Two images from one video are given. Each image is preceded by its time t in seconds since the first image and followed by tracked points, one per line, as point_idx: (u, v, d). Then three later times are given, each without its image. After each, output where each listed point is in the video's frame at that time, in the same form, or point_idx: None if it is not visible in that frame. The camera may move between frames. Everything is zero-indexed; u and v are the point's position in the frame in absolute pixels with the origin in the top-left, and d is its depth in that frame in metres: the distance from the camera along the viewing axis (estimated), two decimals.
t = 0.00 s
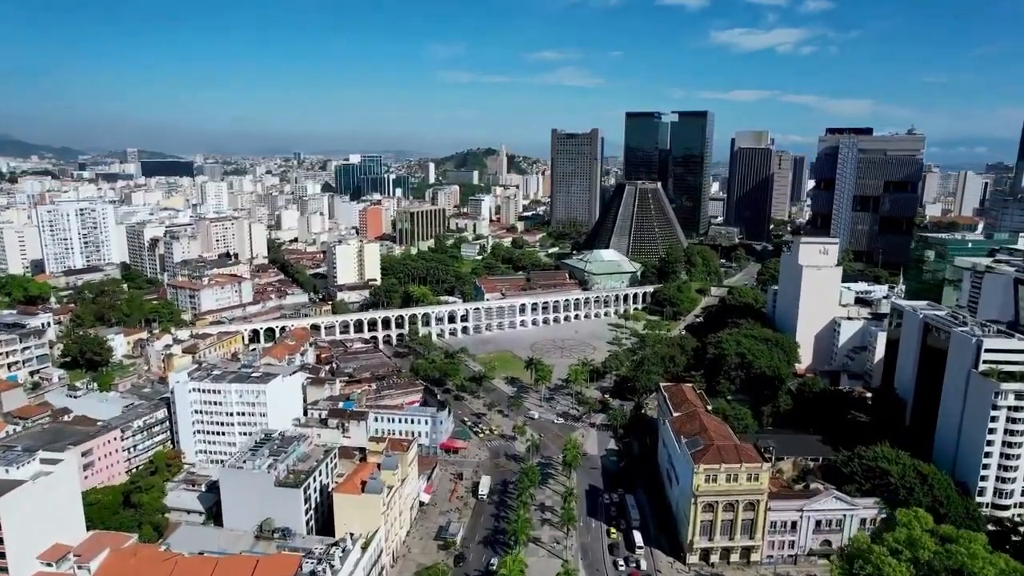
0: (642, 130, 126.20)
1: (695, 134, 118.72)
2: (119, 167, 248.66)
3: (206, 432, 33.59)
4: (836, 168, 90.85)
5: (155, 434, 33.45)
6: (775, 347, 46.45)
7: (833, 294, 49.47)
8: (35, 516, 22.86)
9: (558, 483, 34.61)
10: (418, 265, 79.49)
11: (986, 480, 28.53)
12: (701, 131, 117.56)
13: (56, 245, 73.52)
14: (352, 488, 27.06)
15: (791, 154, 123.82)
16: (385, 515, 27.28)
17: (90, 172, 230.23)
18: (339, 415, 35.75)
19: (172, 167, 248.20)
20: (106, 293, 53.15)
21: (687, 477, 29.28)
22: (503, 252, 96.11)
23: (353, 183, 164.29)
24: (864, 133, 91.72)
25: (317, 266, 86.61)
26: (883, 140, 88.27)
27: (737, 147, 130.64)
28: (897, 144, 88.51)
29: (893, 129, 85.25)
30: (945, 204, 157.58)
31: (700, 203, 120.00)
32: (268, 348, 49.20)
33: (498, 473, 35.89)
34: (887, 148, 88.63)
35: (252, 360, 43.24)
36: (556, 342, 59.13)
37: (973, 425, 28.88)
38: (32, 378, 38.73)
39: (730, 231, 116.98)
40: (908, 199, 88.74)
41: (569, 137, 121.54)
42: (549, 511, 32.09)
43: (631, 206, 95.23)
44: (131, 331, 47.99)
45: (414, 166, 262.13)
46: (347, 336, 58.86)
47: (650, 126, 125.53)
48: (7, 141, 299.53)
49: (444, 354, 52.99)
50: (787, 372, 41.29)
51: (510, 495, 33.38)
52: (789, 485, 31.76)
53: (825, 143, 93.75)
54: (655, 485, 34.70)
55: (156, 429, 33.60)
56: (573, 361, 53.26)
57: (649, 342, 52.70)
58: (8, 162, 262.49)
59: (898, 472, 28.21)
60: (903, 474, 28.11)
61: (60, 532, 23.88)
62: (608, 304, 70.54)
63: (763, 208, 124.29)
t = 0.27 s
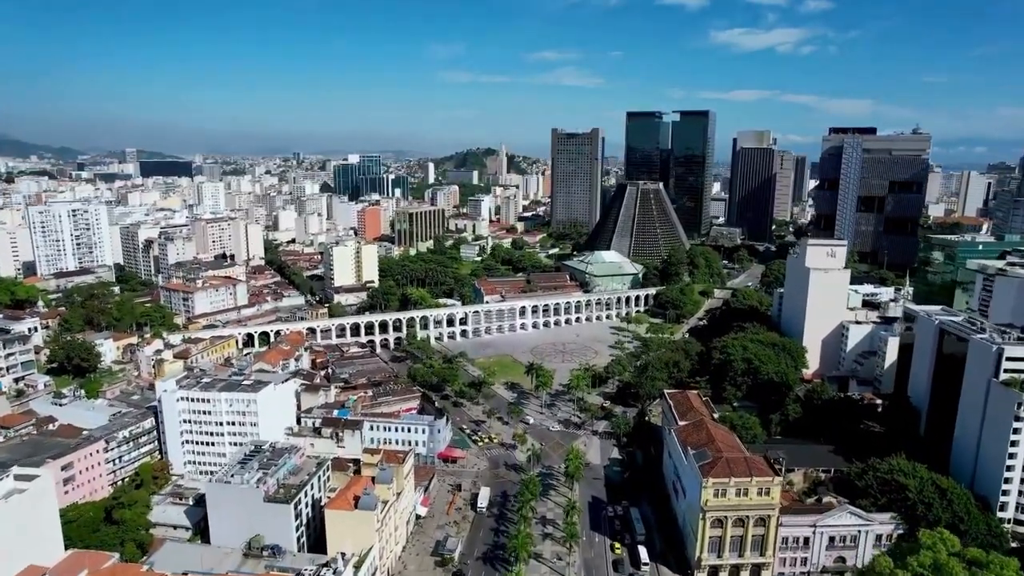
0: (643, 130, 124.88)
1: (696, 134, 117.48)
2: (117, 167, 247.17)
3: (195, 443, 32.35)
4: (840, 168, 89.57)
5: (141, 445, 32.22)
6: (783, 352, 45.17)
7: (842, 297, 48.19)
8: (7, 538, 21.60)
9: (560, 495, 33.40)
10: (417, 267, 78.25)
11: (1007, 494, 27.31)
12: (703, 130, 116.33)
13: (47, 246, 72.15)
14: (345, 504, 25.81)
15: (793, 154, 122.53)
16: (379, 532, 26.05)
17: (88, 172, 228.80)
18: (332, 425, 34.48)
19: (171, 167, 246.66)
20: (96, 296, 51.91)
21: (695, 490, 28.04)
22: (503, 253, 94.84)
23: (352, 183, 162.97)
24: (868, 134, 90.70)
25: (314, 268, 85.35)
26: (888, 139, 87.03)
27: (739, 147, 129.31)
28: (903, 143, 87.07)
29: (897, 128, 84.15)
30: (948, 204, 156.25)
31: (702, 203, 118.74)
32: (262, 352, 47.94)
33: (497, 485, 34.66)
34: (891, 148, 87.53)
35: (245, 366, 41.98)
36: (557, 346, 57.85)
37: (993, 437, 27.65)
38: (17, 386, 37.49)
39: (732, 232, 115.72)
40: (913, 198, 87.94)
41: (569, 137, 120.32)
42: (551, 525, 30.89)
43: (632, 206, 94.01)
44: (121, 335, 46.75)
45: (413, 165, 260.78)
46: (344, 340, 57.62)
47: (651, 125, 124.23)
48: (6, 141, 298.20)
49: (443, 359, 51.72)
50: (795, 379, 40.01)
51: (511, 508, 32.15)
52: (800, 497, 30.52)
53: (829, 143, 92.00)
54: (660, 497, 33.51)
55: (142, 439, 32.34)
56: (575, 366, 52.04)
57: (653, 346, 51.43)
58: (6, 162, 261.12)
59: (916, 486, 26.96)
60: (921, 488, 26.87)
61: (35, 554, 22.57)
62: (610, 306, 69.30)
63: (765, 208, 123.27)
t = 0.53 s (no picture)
0: (644, 130, 123.61)
1: (698, 133, 116.45)
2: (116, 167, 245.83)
3: (184, 453, 31.21)
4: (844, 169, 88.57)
5: (128, 455, 31.09)
6: (789, 357, 44.04)
7: (849, 301, 47.06)
8: None
9: (562, 507, 32.28)
10: (415, 269, 77.13)
11: None
12: (704, 130, 115.32)
13: (40, 247, 71.02)
14: (339, 519, 24.68)
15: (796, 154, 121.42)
16: (374, 548, 24.92)
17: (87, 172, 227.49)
18: (326, 433, 33.33)
19: (169, 167, 245.31)
20: (87, 299, 50.78)
21: (702, 504, 26.92)
22: (503, 254, 93.69)
23: (351, 183, 161.77)
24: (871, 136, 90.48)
25: (312, 269, 84.23)
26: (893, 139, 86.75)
27: (740, 147, 128.20)
28: (908, 143, 86.52)
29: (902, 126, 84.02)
30: (951, 204, 155.22)
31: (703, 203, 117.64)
32: (256, 357, 46.83)
33: (497, 495, 33.55)
34: (897, 148, 87.06)
35: (237, 371, 40.85)
36: (558, 350, 56.72)
37: (1013, 449, 26.52)
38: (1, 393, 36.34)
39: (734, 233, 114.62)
40: (918, 199, 86.89)
41: (569, 136, 119.25)
42: (553, 539, 29.77)
43: (634, 207, 92.91)
44: (111, 340, 45.59)
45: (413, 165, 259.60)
46: (341, 343, 56.50)
47: (652, 125, 123.08)
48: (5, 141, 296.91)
49: (441, 364, 50.60)
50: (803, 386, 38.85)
51: (511, 521, 31.05)
52: (812, 511, 29.42)
53: (832, 144, 91.14)
54: (665, 508, 32.38)
55: (129, 449, 31.21)
56: (576, 370, 50.94)
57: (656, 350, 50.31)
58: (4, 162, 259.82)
59: (934, 500, 25.82)
60: (939, 502, 25.73)
61: None
62: (611, 309, 68.17)
63: (767, 209, 122.16)
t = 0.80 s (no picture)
0: (645, 130, 121.77)
1: (700, 133, 115.19)
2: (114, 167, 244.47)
3: (169, 466, 29.82)
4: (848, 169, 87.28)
5: (110, 469, 29.72)
6: (799, 364, 42.64)
7: (860, 305, 45.64)
8: None
9: (564, 523, 30.92)
10: (413, 271, 75.76)
11: None
12: (706, 129, 114.12)
13: (30, 249, 69.63)
14: (329, 542, 23.29)
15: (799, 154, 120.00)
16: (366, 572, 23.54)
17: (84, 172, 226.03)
18: (318, 445, 31.89)
19: (168, 167, 243.95)
20: (75, 303, 49.42)
21: (713, 523, 25.54)
22: (503, 255, 92.34)
23: (349, 183, 160.42)
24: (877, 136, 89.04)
25: (308, 271, 82.84)
26: (899, 139, 85.35)
27: (743, 146, 126.78)
28: (914, 143, 85.08)
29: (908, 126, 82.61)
30: (955, 204, 153.81)
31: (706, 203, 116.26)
32: (249, 363, 45.46)
33: (497, 510, 32.18)
34: (903, 148, 85.60)
35: (228, 379, 39.46)
36: (559, 354, 55.35)
37: None
38: None
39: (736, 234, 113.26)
40: (925, 199, 85.28)
41: (570, 136, 117.97)
42: (555, 557, 28.42)
43: (635, 208, 91.54)
44: (98, 345, 44.19)
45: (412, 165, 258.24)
46: (337, 348, 55.14)
47: (654, 125, 121.59)
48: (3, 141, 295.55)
49: (439, 369, 49.25)
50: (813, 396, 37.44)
51: (511, 538, 29.69)
52: (826, 529, 28.08)
53: (837, 144, 89.89)
54: (672, 524, 30.99)
55: (112, 463, 29.84)
56: (578, 376, 49.58)
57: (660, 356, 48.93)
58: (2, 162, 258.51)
59: (958, 520, 24.46)
60: (963, 522, 24.36)
61: None
62: (613, 312, 66.80)
63: (770, 209, 120.72)
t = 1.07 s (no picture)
0: (646, 131, 120.42)
1: (701, 133, 114.48)
2: (113, 168, 243.64)
3: (157, 477, 28.87)
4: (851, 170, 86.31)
5: (97, 480, 28.76)
6: (805, 369, 41.69)
7: (867, 308, 44.67)
8: None
9: (566, 535, 29.99)
10: (412, 273, 74.78)
11: None
12: (707, 129, 113.67)
13: (23, 251, 68.64)
14: (322, 558, 22.33)
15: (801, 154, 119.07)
16: None
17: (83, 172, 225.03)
18: (312, 454, 30.91)
19: (167, 167, 243.10)
20: (66, 306, 48.47)
21: (721, 537, 24.59)
22: (503, 257, 91.42)
23: (348, 183, 159.45)
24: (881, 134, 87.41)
25: (306, 273, 81.93)
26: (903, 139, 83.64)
27: (745, 146, 125.89)
28: (919, 143, 83.50)
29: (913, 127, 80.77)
30: (958, 205, 152.74)
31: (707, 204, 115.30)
32: (243, 367, 44.51)
33: (496, 520, 31.21)
34: (908, 147, 83.99)
35: (221, 385, 38.48)
36: (560, 358, 54.41)
37: None
38: None
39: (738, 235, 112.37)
40: (930, 200, 84.00)
41: (570, 135, 117.15)
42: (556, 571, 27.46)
43: (636, 209, 90.64)
44: (88, 350, 43.20)
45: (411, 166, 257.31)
46: (334, 352, 54.19)
47: (654, 125, 120.57)
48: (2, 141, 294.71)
49: (438, 373, 48.27)
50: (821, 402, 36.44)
51: (511, 551, 28.73)
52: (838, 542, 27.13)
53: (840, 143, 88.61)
54: (677, 536, 30.02)
55: (98, 474, 28.88)
56: (579, 381, 48.64)
57: (662, 359, 47.98)
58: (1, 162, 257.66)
59: (977, 535, 23.52)
60: (981, 537, 23.43)
61: None
62: (615, 314, 65.85)
63: (771, 210, 119.76)
